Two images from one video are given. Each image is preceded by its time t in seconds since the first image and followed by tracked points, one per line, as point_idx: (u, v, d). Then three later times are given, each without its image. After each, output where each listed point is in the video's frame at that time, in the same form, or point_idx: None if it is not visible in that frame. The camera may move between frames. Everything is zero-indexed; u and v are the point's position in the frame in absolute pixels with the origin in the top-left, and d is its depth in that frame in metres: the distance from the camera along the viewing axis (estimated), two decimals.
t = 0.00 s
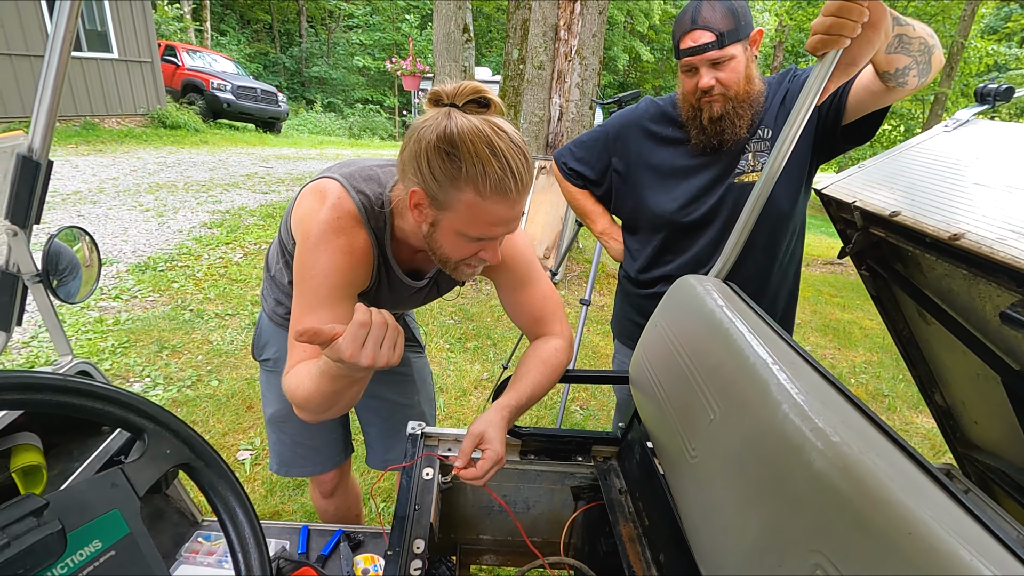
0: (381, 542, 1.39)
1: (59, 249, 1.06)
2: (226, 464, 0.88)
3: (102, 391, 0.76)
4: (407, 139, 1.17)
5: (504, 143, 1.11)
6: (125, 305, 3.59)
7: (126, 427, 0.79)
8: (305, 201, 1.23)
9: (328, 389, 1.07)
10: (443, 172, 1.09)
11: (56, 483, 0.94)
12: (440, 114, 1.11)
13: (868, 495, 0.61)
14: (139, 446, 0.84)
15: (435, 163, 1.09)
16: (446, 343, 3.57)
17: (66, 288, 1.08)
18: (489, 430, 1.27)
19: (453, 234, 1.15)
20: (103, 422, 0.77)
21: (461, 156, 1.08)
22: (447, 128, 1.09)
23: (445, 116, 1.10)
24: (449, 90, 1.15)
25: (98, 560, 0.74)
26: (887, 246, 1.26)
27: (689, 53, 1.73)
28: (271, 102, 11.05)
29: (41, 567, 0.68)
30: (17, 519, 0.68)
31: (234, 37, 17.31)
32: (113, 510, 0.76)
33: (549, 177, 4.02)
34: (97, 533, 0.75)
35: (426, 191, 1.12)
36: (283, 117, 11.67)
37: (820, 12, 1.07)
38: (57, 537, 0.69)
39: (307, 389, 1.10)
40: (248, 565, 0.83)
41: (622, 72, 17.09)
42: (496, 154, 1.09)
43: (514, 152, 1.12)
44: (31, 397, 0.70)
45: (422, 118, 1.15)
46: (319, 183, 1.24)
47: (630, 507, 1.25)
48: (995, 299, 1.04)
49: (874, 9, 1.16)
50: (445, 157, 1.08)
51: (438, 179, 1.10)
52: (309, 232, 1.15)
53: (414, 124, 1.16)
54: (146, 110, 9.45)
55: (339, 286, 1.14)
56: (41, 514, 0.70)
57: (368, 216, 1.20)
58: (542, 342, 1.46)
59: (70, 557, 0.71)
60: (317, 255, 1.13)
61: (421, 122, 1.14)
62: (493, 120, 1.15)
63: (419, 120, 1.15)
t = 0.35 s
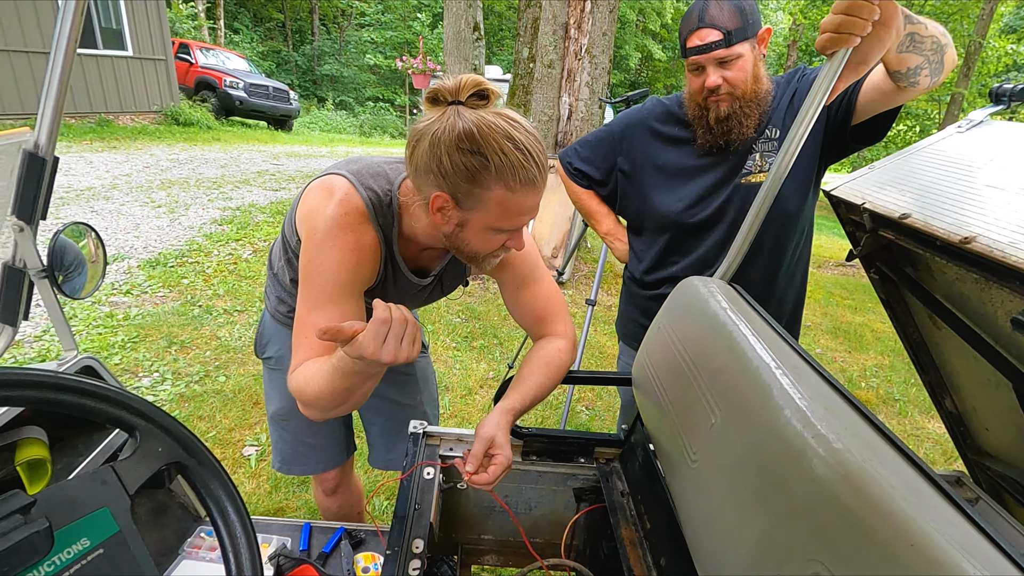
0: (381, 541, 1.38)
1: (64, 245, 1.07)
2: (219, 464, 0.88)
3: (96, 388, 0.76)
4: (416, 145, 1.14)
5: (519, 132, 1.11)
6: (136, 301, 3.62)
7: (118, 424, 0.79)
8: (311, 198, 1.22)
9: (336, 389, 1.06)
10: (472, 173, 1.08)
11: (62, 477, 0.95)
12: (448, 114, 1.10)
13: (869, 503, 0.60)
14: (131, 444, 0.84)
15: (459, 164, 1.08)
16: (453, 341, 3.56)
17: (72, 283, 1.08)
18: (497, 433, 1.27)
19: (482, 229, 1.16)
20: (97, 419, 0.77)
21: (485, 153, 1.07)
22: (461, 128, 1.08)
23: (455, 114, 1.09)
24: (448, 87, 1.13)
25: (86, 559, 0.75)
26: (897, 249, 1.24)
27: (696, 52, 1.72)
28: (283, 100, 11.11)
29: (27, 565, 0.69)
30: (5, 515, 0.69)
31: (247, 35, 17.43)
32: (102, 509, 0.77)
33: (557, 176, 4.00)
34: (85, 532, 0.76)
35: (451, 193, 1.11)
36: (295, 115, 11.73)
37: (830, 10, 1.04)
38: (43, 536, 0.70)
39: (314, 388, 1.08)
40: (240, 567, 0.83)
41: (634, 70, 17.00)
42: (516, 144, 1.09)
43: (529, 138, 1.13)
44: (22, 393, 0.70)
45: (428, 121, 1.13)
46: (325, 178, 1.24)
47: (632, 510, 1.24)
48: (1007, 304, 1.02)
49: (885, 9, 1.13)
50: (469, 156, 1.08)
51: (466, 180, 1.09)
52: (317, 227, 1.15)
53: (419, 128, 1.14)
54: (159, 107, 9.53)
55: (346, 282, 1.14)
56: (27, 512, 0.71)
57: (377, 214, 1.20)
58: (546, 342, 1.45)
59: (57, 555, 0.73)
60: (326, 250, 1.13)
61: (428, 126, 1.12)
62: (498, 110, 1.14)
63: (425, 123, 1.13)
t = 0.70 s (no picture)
0: (361, 547, 1.36)
1: (46, 239, 1.04)
2: (205, 473, 0.86)
3: (79, 393, 0.74)
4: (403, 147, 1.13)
5: (497, 156, 1.08)
6: (115, 295, 3.54)
7: (102, 430, 0.77)
8: (307, 198, 1.22)
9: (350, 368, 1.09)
10: (439, 191, 1.07)
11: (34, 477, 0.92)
12: (434, 126, 1.08)
13: (858, 524, 0.60)
14: (115, 450, 0.82)
15: (430, 182, 1.07)
16: (438, 345, 3.55)
17: (51, 278, 1.05)
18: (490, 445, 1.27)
19: (449, 246, 1.14)
20: (79, 424, 0.76)
21: (455, 175, 1.05)
22: (437, 145, 1.06)
23: (440, 127, 1.07)
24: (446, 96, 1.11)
25: (65, 570, 0.74)
26: (882, 268, 1.26)
27: (747, 49, 1.70)
28: (271, 96, 10.99)
29: None
30: None
31: (236, 29, 17.24)
32: (82, 518, 0.76)
33: (547, 183, 4.01)
34: (64, 543, 0.74)
35: (422, 207, 1.10)
36: (284, 111, 11.62)
37: (824, 31, 1.06)
38: (22, 546, 0.69)
39: (330, 379, 1.10)
40: None
41: (624, 79, 17.10)
42: (491, 170, 1.06)
43: (510, 163, 1.09)
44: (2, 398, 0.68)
45: (419, 127, 1.11)
46: (324, 180, 1.22)
47: (617, 521, 1.24)
48: (989, 327, 1.04)
49: (877, 32, 1.17)
50: (438, 176, 1.06)
51: (434, 197, 1.08)
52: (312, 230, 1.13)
53: (412, 131, 1.12)
54: (145, 98, 9.38)
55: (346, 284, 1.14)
56: (6, 522, 0.69)
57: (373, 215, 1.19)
58: (536, 352, 1.45)
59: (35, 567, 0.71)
60: (322, 252, 1.12)
61: (417, 133, 1.10)
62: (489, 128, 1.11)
63: (416, 128, 1.12)
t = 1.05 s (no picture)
0: (358, 547, 1.36)
1: (39, 239, 1.03)
2: (198, 472, 0.86)
3: (72, 394, 0.74)
4: (406, 202, 1.08)
5: (494, 134, 1.06)
6: (111, 295, 3.53)
7: (95, 430, 0.77)
8: (304, 206, 1.17)
9: (359, 415, 1.11)
10: (485, 202, 1.06)
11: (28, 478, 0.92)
12: (428, 162, 1.02)
13: (852, 522, 0.60)
14: (109, 451, 0.82)
15: (471, 202, 1.06)
16: (435, 344, 3.55)
17: (45, 279, 1.04)
18: (488, 444, 1.27)
19: (503, 233, 1.16)
20: (73, 425, 0.75)
21: (488, 179, 1.04)
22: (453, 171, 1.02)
23: (435, 161, 1.02)
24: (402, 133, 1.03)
25: (59, 570, 0.74)
26: (878, 267, 1.26)
27: (748, 50, 1.69)
28: (268, 95, 10.96)
29: None
30: None
31: (234, 28, 17.20)
32: (76, 519, 0.76)
33: (545, 182, 4.01)
34: (58, 543, 0.74)
35: (471, 226, 1.10)
36: (281, 111, 11.59)
37: (820, 31, 1.06)
38: (14, 547, 0.70)
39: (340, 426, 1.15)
40: None
41: (622, 78, 17.08)
42: (506, 151, 1.05)
43: (504, 131, 1.08)
44: None
45: (406, 178, 1.04)
46: (320, 189, 1.18)
47: (613, 520, 1.24)
48: (984, 325, 1.04)
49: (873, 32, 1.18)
50: (476, 193, 1.04)
51: (484, 210, 1.08)
52: (310, 249, 1.11)
53: (403, 188, 1.06)
54: (141, 98, 9.35)
55: (348, 304, 1.14)
56: None
57: (372, 227, 1.15)
58: (533, 350, 1.45)
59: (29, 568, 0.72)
60: (324, 276, 1.10)
61: (413, 184, 1.04)
62: (460, 120, 1.07)
63: (406, 182, 1.05)
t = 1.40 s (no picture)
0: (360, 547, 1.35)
1: (39, 242, 1.03)
2: (199, 472, 0.86)
3: (71, 394, 0.74)
4: (460, 221, 1.05)
5: (541, 144, 1.05)
6: (112, 296, 3.54)
7: (94, 430, 0.77)
8: (325, 212, 1.12)
9: (366, 422, 1.10)
10: (539, 212, 1.06)
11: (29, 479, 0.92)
12: (486, 181, 1.00)
13: (854, 521, 0.60)
14: (109, 451, 0.82)
15: (525, 215, 1.05)
16: (436, 345, 3.55)
17: (44, 280, 1.05)
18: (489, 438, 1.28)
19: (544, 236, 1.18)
20: (71, 424, 0.75)
21: (542, 191, 1.03)
22: (511, 187, 1.01)
23: (492, 178, 1.00)
24: (458, 153, 1.01)
25: (60, 570, 0.74)
26: (879, 266, 1.26)
27: (750, 50, 1.68)
28: (269, 96, 10.97)
29: None
30: None
31: (234, 29, 17.23)
32: (76, 518, 0.76)
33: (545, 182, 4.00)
34: (59, 543, 0.75)
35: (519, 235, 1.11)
36: (281, 111, 11.60)
37: (820, 30, 1.06)
38: (14, 546, 0.70)
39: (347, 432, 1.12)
40: None
41: (623, 79, 17.06)
42: (555, 161, 1.05)
43: (547, 138, 1.08)
44: None
45: (463, 198, 1.02)
46: (340, 197, 1.12)
47: (614, 520, 1.24)
48: (986, 324, 1.04)
49: (873, 31, 1.18)
50: (531, 206, 1.04)
51: (536, 219, 1.08)
52: (336, 260, 1.06)
53: (459, 209, 1.03)
54: (142, 99, 9.36)
55: (367, 315, 1.11)
56: None
57: (399, 238, 1.12)
58: (536, 348, 1.45)
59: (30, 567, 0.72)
60: (350, 288, 1.07)
61: (471, 204, 1.01)
62: (506, 132, 1.05)
63: (462, 203, 1.02)
